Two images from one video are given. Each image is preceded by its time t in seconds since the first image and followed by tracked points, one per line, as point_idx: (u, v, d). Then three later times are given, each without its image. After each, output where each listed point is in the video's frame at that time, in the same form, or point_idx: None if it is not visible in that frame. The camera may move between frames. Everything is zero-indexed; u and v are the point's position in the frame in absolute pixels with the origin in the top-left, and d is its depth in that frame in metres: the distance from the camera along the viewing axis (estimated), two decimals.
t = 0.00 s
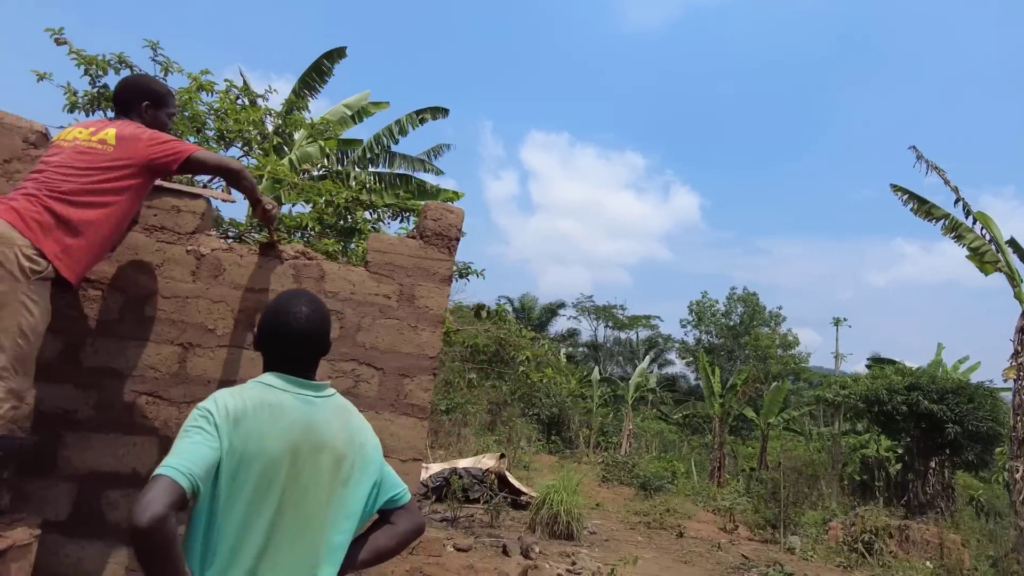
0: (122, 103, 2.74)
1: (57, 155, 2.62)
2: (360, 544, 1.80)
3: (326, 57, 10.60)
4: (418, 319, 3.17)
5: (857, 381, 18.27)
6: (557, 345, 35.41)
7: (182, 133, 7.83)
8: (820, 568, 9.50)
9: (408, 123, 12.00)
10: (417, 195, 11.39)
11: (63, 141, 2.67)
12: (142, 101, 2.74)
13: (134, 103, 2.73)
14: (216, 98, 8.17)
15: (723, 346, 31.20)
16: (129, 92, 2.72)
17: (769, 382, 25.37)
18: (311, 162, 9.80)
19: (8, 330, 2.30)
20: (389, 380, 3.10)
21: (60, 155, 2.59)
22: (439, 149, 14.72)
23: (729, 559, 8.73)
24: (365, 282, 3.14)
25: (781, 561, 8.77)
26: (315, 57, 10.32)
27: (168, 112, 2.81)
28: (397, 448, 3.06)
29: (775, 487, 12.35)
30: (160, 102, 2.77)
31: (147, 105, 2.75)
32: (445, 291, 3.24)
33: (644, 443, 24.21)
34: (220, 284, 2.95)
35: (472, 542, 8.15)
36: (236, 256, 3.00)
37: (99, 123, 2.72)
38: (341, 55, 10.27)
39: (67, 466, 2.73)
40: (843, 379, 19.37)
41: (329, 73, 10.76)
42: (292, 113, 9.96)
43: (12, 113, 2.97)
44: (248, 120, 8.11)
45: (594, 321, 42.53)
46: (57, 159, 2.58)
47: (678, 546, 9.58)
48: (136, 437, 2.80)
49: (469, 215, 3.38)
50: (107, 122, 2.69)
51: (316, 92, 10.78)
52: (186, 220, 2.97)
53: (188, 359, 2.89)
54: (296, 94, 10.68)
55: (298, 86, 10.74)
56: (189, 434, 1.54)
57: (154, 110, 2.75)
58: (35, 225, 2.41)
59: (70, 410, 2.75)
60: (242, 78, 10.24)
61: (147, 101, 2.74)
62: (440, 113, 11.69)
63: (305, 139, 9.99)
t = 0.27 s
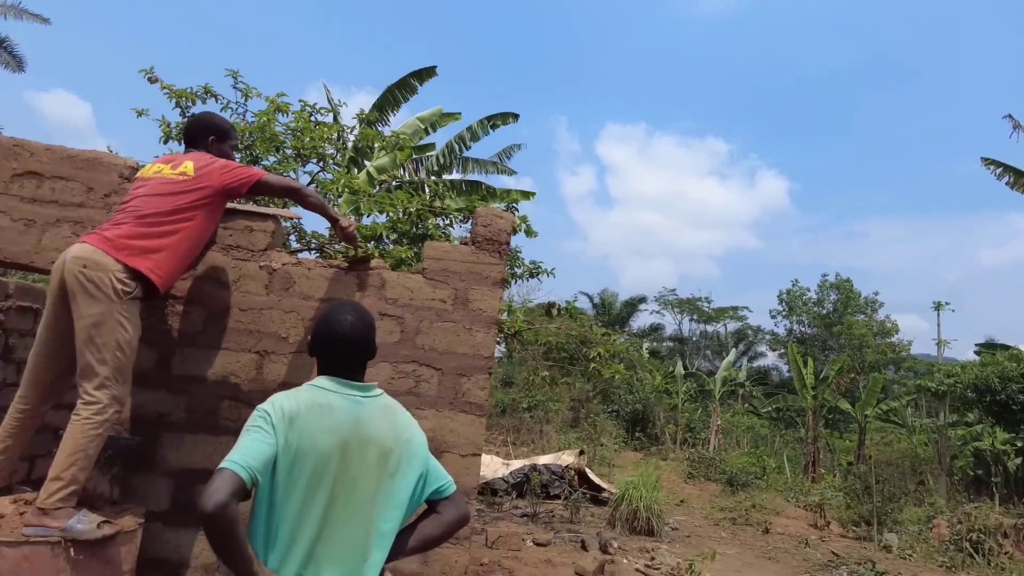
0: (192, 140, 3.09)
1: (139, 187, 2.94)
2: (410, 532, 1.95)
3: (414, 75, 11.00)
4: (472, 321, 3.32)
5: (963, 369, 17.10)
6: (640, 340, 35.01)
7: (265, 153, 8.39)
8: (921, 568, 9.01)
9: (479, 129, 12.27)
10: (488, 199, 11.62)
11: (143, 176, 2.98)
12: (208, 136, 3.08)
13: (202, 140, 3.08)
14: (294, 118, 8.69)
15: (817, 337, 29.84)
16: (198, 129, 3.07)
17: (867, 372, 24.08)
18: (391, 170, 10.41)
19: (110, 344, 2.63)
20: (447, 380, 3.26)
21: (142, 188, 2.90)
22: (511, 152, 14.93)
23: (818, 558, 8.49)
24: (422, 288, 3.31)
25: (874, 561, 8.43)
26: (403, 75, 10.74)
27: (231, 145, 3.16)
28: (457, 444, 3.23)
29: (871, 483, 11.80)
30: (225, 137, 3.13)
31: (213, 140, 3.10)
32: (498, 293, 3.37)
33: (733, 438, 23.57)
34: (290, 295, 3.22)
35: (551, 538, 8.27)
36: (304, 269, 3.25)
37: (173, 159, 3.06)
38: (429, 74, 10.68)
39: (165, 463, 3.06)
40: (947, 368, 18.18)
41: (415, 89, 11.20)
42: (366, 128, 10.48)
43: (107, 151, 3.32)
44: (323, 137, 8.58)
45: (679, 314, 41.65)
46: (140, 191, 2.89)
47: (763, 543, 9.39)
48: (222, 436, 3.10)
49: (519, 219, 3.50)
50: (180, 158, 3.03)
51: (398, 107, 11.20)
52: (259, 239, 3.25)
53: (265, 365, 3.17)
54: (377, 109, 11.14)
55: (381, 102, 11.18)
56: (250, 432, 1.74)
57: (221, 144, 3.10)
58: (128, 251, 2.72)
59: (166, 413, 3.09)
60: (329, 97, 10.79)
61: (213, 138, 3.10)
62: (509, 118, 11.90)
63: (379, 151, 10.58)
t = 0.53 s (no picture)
0: (223, 134, 3.31)
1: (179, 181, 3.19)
2: (436, 492, 2.14)
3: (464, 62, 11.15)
4: (499, 301, 3.50)
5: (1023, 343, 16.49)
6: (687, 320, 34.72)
7: (307, 147, 8.70)
8: (971, 544, 8.89)
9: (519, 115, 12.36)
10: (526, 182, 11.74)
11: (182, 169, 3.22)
12: (235, 130, 3.30)
13: (232, 134, 3.30)
14: (333, 111, 8.98)
15: (870, 313, 29.04)
16: (226, 123, 3.28)
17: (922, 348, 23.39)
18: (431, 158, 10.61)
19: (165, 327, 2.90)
20: (477, 357, 3.45)
21: (183, 182, 3.14)
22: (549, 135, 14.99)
23: (865, 534, 8.52)
24: (452, 271, 3.50)
25: (921, 536, 8.37)
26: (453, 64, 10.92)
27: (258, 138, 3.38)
28: (487, 416, 3.42)
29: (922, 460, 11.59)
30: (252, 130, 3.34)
31: (239, 132, 3.30)
32: (523, 273, 3.53)
33: (782, 416, 23.26)
34: (329, 280, 3.45)
35: (593, 512, 8.45)
36: (341, 256, 3.47)
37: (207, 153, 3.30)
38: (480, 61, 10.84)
39: (220, 437, 3.35)
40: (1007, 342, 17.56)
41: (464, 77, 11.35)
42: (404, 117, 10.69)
43: (159, 152, 3.59)
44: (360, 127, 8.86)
45: (726, 292, 41.05)
46: (181, 185, 3.14)
47: (807, 519, 9.41)
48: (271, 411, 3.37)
49: (542, 202, 3.64)
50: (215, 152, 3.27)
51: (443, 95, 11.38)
52: (299, 228, 3.48)
53: (308, 345, 3.42)
54: (421, 97, 11.33)
55: (428, 89, 11.35)
56: (290, 400, 1.95)
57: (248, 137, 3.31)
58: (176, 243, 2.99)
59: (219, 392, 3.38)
60: (372, 86, 11.03)
61: (242, 131, 3.31)
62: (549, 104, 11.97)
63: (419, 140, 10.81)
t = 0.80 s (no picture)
0: (273, 137, 3.59)
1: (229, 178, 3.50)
2: (469, 453, 2.39)
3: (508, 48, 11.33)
4: (530, 284, 3.72)
5: None
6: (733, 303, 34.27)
7: (351, 142, 9.04)
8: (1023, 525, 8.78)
9: (559, 103, 12.50)
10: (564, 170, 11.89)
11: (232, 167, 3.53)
12: (284, 133, 3.57)
13: (280, 137, 3.58)
14: (373, 106, 9.31)
15: (925, 294, 28.16)
16: (277, 127, 3.56)
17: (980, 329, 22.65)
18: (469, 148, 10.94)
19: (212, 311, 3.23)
20: (509, 336, 3.69)
21: (232, 179, 3.45)
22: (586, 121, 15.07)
23: (909, 515, 8.46)
24: (484, 257, 3.74)
25: (968, 517, 8.32)
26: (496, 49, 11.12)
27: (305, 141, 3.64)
28: (519, 392, 3.66)
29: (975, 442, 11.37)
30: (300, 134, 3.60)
31: (287, 136, 3.57)
32: (552, 258, 3.75)
33: (832, 399, 22.88)
34: (373, 267, 3.73)
35: (633, 491, 8.63)
36: (383, 245, 3.75)
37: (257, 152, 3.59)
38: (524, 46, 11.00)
39: (277, 413, 3.68)
40: None
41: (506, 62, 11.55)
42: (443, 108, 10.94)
43: (215, 154, 3.91)
44: (399, 121, 9.18)
45: (774, 275, 40.28)
46: (230, 181, 3.44)
47: (851, 500, 9.43)
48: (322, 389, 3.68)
49: (569, 190, 3.85)
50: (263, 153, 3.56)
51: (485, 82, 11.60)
52: (344, 221, 3.77)
53: (354, 328, 3.72)
54: (462, 84, 11.55)
55: (470, 76, 11.58)
56: (338, 370, 2.22)
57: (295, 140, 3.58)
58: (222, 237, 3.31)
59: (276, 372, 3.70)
60: (413, 79, 11.32)
61: (290, 135, 3.58)
62: (590, 91, 12.05)
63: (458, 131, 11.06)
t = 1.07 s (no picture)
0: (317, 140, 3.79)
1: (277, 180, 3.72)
2: (498, 442, 2.57)
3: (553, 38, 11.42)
4: (563, 281, 3.86)
5: None
6: (787, 295, 33.47)
7: (398, 141, 9.29)
8: None
9: (605, 96, 12.52)
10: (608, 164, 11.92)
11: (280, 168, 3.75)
12: (329, 137, 3.77)
13: (324, 140, 3.77)
14: (419, 106, 9.56)
15: (993, 286, 26.89)
16: (323, 132, 3.77)
17: None
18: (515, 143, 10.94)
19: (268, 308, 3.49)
20: (543, 331, 3.84)
21: (279, 182, 3.67)
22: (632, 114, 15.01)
23: (964, 515, 8.24)
24: (519, 255, 3.89)
25: None
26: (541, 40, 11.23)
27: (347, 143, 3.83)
28: (553, 385, 3.81)
29: None
30: (344, 137, 3.79)
31: (333, 140, 3.77)
32: (584, 256, 3.87)
33: (891, 394, 22.16)
34: (414, 265, 3.93)
35: (676, 484, 8.66)
36: (423, 244, 3.95)
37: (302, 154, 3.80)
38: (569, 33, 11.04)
39: (326, 402, 3.92)
40: None
41: (551, 52, 11.64)
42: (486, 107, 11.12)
43: (267, 160, 4.17)
44: (444, 121, 9.41)
45: (831, 266, 39.13)
46: (277, 185, 3.67)
47: (901, 498, 9.23)
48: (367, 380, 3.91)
49: (601, 190, 3.96)
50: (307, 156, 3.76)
51: (529, 73, 11.70)
52: (387, 222, 3.99)
53: (397, 323, 3.93)
54: (507, 77, 11.68)
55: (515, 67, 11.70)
56: (377, 364, 2.42)
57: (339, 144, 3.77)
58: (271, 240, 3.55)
59: (326, 364, 3.95)
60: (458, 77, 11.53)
61: (333, 138, 3.77)
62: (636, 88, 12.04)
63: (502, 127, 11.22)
